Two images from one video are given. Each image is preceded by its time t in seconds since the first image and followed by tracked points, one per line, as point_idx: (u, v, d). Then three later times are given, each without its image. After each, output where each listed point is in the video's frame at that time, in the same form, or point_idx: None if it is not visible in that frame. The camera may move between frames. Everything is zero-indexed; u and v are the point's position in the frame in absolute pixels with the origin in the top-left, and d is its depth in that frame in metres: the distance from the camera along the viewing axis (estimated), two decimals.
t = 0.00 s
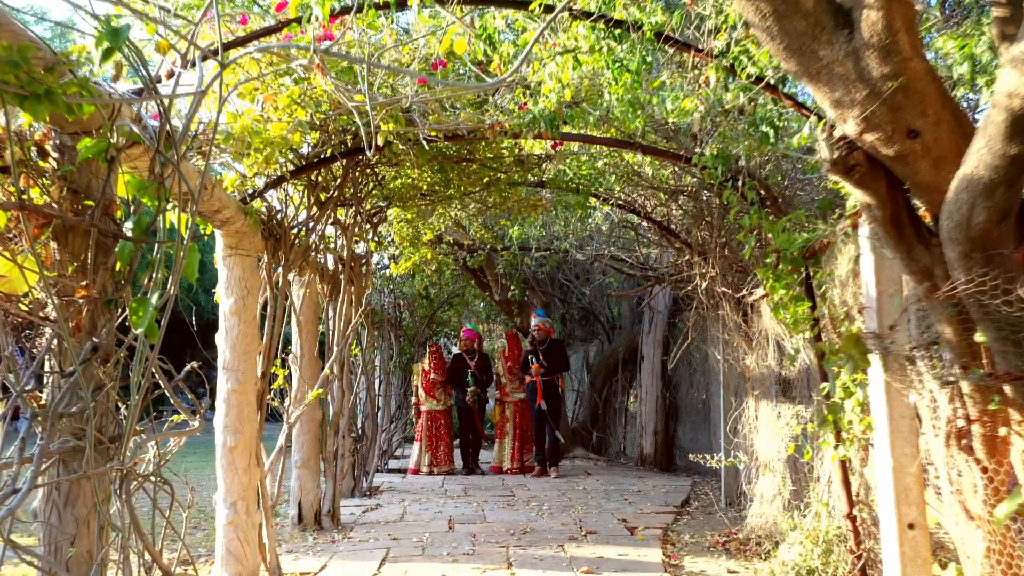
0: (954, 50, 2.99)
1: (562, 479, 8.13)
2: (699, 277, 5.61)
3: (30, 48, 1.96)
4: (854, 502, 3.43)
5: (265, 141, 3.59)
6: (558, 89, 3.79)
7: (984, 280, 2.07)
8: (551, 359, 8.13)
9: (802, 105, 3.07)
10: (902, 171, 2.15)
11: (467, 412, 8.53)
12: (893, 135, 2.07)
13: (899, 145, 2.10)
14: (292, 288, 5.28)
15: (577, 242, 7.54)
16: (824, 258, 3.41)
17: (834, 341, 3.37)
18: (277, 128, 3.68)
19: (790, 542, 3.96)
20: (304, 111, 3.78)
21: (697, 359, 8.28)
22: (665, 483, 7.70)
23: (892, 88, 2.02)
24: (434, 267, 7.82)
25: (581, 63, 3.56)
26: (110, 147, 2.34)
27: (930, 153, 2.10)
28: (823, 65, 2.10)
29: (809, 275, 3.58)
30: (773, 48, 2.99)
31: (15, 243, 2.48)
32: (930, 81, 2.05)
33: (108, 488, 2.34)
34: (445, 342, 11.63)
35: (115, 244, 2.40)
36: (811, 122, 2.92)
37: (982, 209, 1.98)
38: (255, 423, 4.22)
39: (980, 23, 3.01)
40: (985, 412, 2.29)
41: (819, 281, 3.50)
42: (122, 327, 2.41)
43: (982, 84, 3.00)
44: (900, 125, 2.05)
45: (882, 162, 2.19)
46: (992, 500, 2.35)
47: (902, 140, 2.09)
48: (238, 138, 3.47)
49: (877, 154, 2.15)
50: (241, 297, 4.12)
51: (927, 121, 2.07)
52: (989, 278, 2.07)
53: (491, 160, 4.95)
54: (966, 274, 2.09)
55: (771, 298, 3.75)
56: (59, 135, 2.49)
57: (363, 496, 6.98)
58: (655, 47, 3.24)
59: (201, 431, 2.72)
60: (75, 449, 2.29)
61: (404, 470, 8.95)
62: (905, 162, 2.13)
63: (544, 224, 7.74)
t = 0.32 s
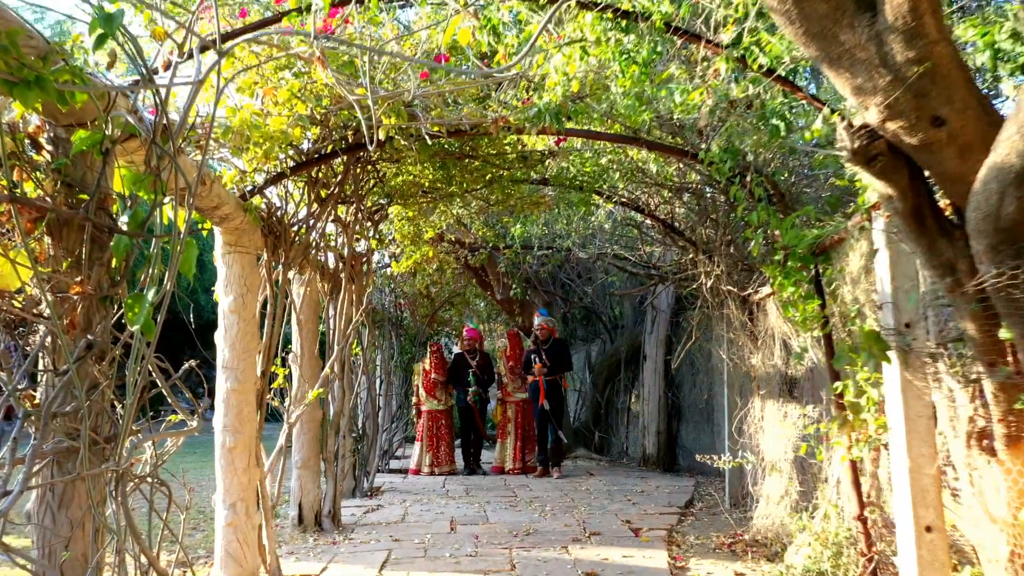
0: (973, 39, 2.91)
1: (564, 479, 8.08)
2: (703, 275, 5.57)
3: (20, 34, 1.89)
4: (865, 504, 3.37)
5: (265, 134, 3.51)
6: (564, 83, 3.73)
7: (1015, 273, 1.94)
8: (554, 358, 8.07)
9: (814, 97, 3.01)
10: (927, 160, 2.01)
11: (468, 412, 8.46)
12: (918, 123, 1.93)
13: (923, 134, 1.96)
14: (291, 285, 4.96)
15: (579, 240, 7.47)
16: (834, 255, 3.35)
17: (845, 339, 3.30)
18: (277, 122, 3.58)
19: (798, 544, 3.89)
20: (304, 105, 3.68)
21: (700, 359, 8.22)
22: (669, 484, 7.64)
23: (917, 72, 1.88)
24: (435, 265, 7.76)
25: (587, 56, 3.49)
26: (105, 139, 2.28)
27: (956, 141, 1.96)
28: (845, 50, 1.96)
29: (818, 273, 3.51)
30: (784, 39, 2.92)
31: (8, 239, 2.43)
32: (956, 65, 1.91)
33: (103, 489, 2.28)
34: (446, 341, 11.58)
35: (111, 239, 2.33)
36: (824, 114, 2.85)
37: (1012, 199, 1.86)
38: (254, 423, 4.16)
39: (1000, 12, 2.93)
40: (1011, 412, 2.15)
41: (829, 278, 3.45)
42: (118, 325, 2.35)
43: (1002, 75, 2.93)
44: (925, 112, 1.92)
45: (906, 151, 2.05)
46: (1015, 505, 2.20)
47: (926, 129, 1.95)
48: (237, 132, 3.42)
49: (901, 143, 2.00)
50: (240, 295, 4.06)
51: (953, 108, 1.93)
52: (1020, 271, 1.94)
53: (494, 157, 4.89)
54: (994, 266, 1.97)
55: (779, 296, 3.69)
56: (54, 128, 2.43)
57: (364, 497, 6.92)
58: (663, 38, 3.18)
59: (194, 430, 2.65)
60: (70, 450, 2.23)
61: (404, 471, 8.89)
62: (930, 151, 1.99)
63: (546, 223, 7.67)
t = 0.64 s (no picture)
0: (999, 28, 2.82)
1: (567, 480, 8.02)
2: (709, 274, 5.52)
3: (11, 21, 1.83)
4: (878, 507, 3.31)
5: (266, 129, 3.44)
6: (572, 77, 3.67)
7: None
8: (557, 358, 8.01)
9: (829, 89, 2.95)
10: (958, 151, 1.56)
11: (470, 412, 8.39)
12: (953, 112, 1.49)
13: (958, 123, 1.50)
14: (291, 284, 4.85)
15: (582, 239, 7.39)
16: (848, 252, 3.28)
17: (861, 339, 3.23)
18: (278, 116, 3.54)
19: (808, 547, 3.82)
20: (306, 99, 3.64)
21: (704, 359, 8.15)
22: (673, 484, 7.57)
23: (952, 58, 1.44)
24: (437, 264, 7.68)
25: (595, 49, 3.41)
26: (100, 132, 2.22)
27: (993, 129, 1.50)
28: (875, 35, 1.50)
29: (830, 271, 3.44)
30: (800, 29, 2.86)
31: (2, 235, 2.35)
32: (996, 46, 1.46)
33: (100, 493, 2.21)
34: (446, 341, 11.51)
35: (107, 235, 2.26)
36: (841, 107, 2.78)
37: None
38: (255, 424, 4.09)
39: None
40: None
41: (842, 277, 3.37)
42: (114, 324, 2.28)
43: None
44: (960, 99, 1.47)
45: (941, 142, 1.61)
46: None
47: (962, 118, 1.50)
48: (236, 126, 3.35)
49: (931, 133, 1.56)
50: (241, 293, 3.99)
51: (992, 95, 1.48)
52: None
53: (497, 154, 4.82)
54: None
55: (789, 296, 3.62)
56: (48, 120, 2.36)
57: (364, 498, 6.86)
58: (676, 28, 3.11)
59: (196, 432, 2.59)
60: (64, 452, 2.16)
61: (405, 471, 8.82)
62: (963, 142, 1.53)
63: (549, 222, 7.60)
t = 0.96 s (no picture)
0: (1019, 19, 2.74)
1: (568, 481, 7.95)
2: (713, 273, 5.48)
3: None
4: (889, 510, 3.25)
5: (265, 124, 3.37)
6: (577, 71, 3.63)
7: None
8: (558, 358, 7.94)
9: (843, 82, 2.88)
10: (989, 142, 1.50)
11: (469, 413, 8.32)
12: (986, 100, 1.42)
13: (991, 113, 1.44)
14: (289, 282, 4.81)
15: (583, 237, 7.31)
16: (858, 251, 3.21)
17: (873, 338, 3.17)
18: (276, 110, 3.44)
19: (815, 551, 3.76)
20: (305, 94, 3.54)
21: (706, 359, 8.09)
22: (674, 486, 7.50)
23: (987, 44, 1.37)
24: (436, 263, 7.60)
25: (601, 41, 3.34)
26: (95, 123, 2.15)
27: None
28: (904, 19, 1.42)
29: (839, 269, 3.37)
30: (814, 19, 2.78)
31: None
32: None
33: (91, 498, 2.13)
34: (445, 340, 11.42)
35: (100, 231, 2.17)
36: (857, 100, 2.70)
37: None
38: (252, 425, 4.01)
39: None
40: None
41: (851, 275, 3.31)
42: (107, 322, 2.20)
43: None
44: (993, 88, 1.40)
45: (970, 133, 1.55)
46: None
47: (995, 107, 1.43)
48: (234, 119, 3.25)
49: (962, 123, 1.49)
50: (238, 292, 3.91)
51: None
52: None
53: (499, 151, 4.76)
54: None
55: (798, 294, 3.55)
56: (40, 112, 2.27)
57: (363, 500, 6.79)
58: (685, 19, 3.05)
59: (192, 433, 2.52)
60: (55, 456, 2.08)
61: (404, 472, 8.74)
62: (996, 133, 1.47)
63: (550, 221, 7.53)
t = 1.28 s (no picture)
0: None
1: (564, 482, 7.89)
2: (712, 271, 5.42)
3: None
4: (894, 511, 3.19)
5: (257, 117, 3.29)
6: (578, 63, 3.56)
7: None
8: (554, 357, 7.87)
9: (852, 73, 2.80)
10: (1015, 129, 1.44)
11: (465, 413, 8.24)
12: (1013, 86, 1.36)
13: (1018, 98, 1.38)
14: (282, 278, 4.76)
15: (580, 236, 7.24)
16: (864, 247, 3.15)
17: (879, 336, 3.11)
18: (269, 103, 3.38)
19: (817, 553, 3.70)
20: (298, 87, 3.49)
21: (703, 359, 8.03)
22: (671, 486, 7.44)
23: (1015, 25, 1.29)
24: (432, 261, 7.53)
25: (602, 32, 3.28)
26: (77, 112, 2.06)
27: None
28: None
29: (844, 267, 3.31)
30: (823, 6, 2.72)
31: None
32: None
33: (75, 502, 2.04)
34: (440, 340, 11.34)
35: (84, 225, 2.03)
36: (866, 90, 2.63)
37: None
38: (244, 425, 3.93)
39: None
40: None
41: (857, 273, 3.24)
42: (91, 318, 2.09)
43: None
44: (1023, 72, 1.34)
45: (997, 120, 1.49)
46: None
47: None
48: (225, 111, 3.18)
49: (988, 109, 1.43)
50: (229, 290, 3.83)
51: None
52: None
53: (495, 147, 4.68)
54: None
55: (801, 292, 3.48)
56: (22, 102, 2.08)
57: (357, 501, 6.70)
58: (691, 8, 2.98)
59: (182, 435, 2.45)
60: (36, 459, 1.97)
61: (398, 473, 8.66)
62: None
63: (547, 219, 7.47)
